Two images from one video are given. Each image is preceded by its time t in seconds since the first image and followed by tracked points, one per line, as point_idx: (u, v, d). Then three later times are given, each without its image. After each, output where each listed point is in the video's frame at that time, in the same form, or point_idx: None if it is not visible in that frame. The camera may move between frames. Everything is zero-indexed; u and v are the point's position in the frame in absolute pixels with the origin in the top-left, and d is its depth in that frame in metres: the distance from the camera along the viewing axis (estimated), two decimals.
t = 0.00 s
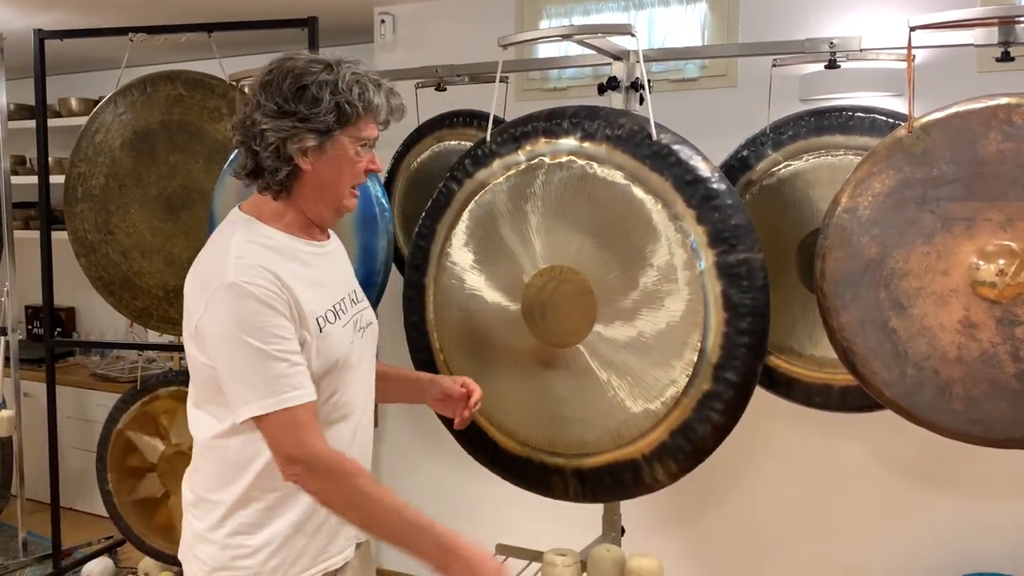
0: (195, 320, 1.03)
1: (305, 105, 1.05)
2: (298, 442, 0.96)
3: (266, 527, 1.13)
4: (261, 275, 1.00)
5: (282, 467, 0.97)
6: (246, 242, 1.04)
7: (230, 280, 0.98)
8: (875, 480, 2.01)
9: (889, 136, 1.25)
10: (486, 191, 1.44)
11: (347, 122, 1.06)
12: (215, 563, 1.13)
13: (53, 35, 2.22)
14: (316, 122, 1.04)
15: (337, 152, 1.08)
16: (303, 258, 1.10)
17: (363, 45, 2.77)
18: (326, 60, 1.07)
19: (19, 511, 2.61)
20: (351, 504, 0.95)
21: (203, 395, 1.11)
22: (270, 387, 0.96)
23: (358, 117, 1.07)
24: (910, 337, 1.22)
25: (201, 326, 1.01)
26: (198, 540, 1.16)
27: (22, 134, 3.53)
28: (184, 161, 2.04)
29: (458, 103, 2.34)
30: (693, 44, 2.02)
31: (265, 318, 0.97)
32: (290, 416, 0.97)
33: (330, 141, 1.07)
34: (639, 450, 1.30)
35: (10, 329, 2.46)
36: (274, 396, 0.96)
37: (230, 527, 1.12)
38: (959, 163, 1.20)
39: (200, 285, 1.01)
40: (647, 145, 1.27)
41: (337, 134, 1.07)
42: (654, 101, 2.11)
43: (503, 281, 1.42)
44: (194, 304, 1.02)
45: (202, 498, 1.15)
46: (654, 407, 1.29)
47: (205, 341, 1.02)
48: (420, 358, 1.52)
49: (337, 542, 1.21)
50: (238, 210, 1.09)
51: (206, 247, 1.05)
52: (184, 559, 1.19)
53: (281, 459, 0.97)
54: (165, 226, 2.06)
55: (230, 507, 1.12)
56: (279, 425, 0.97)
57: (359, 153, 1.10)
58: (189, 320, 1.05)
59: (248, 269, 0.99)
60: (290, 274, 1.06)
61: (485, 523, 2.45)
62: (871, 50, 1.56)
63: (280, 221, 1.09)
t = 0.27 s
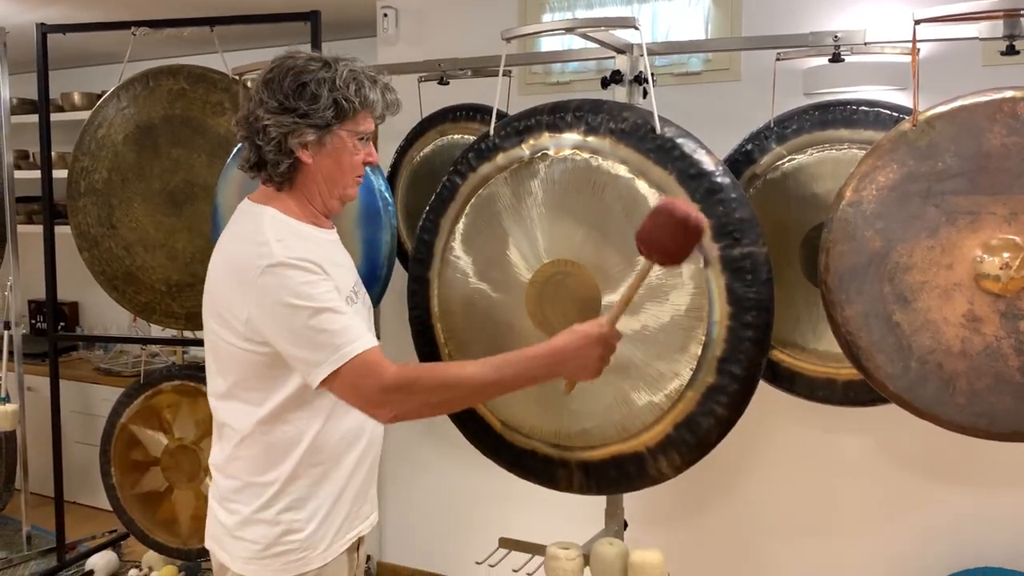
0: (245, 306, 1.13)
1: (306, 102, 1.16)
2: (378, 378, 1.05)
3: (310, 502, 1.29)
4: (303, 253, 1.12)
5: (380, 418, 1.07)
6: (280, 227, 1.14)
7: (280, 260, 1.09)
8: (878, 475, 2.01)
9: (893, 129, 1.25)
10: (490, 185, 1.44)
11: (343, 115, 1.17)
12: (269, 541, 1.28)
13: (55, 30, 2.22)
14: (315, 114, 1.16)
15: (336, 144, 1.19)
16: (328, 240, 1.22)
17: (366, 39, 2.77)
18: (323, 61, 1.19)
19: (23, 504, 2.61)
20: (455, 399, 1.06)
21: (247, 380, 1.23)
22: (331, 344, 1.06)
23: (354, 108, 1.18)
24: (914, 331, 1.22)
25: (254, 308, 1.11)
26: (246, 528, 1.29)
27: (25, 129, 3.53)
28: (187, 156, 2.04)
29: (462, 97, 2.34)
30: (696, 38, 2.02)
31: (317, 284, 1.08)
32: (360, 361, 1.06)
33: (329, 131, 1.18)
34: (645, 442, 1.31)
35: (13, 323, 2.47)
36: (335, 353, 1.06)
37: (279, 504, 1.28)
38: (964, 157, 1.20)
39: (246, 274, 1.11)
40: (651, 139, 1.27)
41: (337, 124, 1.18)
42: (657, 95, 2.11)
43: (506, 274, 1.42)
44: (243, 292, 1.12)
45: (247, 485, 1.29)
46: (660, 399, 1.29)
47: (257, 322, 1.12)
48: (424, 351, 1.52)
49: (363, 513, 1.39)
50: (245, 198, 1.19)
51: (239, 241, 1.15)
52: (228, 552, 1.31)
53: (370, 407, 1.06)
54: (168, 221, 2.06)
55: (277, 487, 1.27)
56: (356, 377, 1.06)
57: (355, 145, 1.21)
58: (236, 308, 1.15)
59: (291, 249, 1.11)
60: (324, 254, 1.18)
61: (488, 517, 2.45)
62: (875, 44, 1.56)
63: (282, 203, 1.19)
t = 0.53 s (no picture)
0: (286, 293, 1.15)
1: (309, 99, 1.18)
2: (428, 348, 1.09)
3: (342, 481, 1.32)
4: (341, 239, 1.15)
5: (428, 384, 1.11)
6: (312, 217, 1.17)
7: (323, 245, 1.12)
8: (877, 469, 2.01)
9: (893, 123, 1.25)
10: (491, 180, 1.44)
11: (346, 109, 1.18)
12: (306, 520, 1.30)
13: (56, 24, 2.22)
14: (317, 111, 1.17)
15: (341, 138, 1.20)
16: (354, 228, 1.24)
17: (366, 34, 2.77)
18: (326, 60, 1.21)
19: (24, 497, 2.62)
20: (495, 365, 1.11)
21: (280, 365, 1.24)
22: (379, 321, 1.09)
23: (357, 101, 1.19)
24: (913, 325, 1.22)
25: (296, 294, 1.13)
26: (282, 509, 1.30)
27: (25, 123, 3.53)
28: (187, 150, 2.04)
29: (462, 91, 2.34)
30: (697, 33, 2.02)
31: (362, 267, 1.12)
32: (407, 335, 1.09)
33: (334, 126, 1.19)
34: (647, 433, 1.32)
35: (14, 317, 2.47)
36: (382, 329, 1.09)
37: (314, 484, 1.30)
38: (964, 152, 1.20)
39: (286, 261, 1.13)
40: (651, 134, 1.28)
41: (341, 119, 1.19)
42: (657, 89, 2.11)
43: (508, 268, 1.42)
44: (283, 279, 1.14)
45: (279, 467, 1.30)
46: (661, 391, 1.30)
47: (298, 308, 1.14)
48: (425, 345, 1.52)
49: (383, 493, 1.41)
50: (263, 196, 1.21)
51: (272, 231, 1.16)
52: (263, 534, 1.31)
53: (420, 375, 1.10)
54: (169, 215, 2.06)
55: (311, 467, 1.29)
56: (402, 350, 1.09)
57: (361, 137, 1.21)
58: (274, 296, 1.16)
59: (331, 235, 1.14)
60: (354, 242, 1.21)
61: (488, 511, 2.46)
62: (875, 38, 1.56)
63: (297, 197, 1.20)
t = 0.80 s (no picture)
0: (308, 290, 1.14)
1: (328, 99, 1.18)
2: (445, 356, 1.11)
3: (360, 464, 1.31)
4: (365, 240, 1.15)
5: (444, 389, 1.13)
6: (334, 218, 1.17)
7: (349, 245, 1.12)
8: (872, 466, 2.02)
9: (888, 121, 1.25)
10: (487, 177, 1.44)
11: (364, 107, 1.19)
12: (334, 506, 1.28)
13: (52, 19, 2.22)
14: (336, 110, 1.18)
15: (360, 137, 1.20)
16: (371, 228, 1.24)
17: (363, 30, 2.76)
18: (341, 62, 1.22)
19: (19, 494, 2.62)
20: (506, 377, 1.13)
21: (297, 359, 1.22)
22: (401, 326, 1.10)
23: (374, 101, 1.20)
24: (908, 322, 1.23)
25: (320, 293, 1.12)
26: (308, 498, 1.27)
27: (21, 119, 3.52)
28: (183, 146, 2.04)
29: (459, 87, 2.34)
30: (693, 29, 2.01)
31: (385, 269, 1.12)
32: (427, 342, 1.10)
33: (352, 124, 1.19)
34: (644, 428, 1.32)
35: (9, 313, 2.47)
36: (404, 333, 1.10)
37: (337, 469, 1.28)
38: (959, 149, 1.20)
39: (310, 259, 1.12)
40: (647, 131, 1.28)
41: (359, 118, 1.19)
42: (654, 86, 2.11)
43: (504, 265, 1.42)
44: (306, 277, 1.13)
45: (299, 458, 1.27)
46: (657, 386, 1.30)
47: (321, 306, 1.14)
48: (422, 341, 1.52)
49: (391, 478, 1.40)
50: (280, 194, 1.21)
51: (294, 228, 1.15)
52: (288, 526, 1.27)
53: (436, 381, 1.12)
54: (164, 211, 2.06)
55: (336, 453, 1.28)
56: (421, 355, 1.11)
57: (379, 136, 1.22)
58: (295, 292, 1.15)
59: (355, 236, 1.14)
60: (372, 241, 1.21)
61: (484, 507, 2.46)
62: (872, 36, 1.56)
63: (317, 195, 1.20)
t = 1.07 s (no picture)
0: (337, 291, 1.13)
1: (354, 98, 1.17)
2: (465, 370, 1.12)
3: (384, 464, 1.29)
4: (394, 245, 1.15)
5: (463, 402, 1.15)
6: (364, 220, 1.16)
7: (381, 249, 1.11)
8: (866, 464, 2.02)
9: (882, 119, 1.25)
10: (481, 174, 1.44)
11: (391, 108, 1.19)
12: (362, 509, 1.26)
13: (44, 16, 2.21)
14: (363, 110, 1.17)
15: (385, 137, 1.20)
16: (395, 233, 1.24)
17: (357, 27, 2.75)
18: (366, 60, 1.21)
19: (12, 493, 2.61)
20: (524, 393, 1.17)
21: (319, 361, 1.20)
22: (429, 335, 1.10)
23: (399, 102, 1.20)
24: (902, 319, 1.23)
25: (350, 294, 1.11)
26: (334, 500, 1.25)
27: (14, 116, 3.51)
28: (177, 144, 2.03)
29: (453, 85, 2.33)
30: (687, 27, 2.01)
31: (415, 275, 1.12)
32: (449, 354, 1.12)
33: (377, 124, 1.19)
34: (638, 425, 1.32)
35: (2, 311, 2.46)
36: (430, 342, 1.11)
37: (363, 471, 1.26)
38: (952, 147, 1.20)
39: (342, 259, 1.11)
40: (642, 128, 1.28)
41: (384, 118, 1.19)
42: (648, 84, 2.11)
43: (499, 263, 1.42)
44: (337, 277, 1.12)
45: (323, 460, 1.24)
46: (652, 383, 1.30)
47: (349, 308, 1.13)
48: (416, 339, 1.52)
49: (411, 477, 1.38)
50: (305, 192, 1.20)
51: (325, 227, 1.14)
52: (314, 529, 1.25)
53: (456, 395, 1.14)
54: (158, 209, 2.05)
55: (362, 454, 1.25)
56: (441, 368, 1.12)
57: (403, 136, 1.22)
58: (323, 292, 1.14)
59: (387, 240, 1.14)
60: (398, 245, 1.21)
61: (479, 505, 2.46)
62: (865, 33, 1.56)
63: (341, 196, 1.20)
